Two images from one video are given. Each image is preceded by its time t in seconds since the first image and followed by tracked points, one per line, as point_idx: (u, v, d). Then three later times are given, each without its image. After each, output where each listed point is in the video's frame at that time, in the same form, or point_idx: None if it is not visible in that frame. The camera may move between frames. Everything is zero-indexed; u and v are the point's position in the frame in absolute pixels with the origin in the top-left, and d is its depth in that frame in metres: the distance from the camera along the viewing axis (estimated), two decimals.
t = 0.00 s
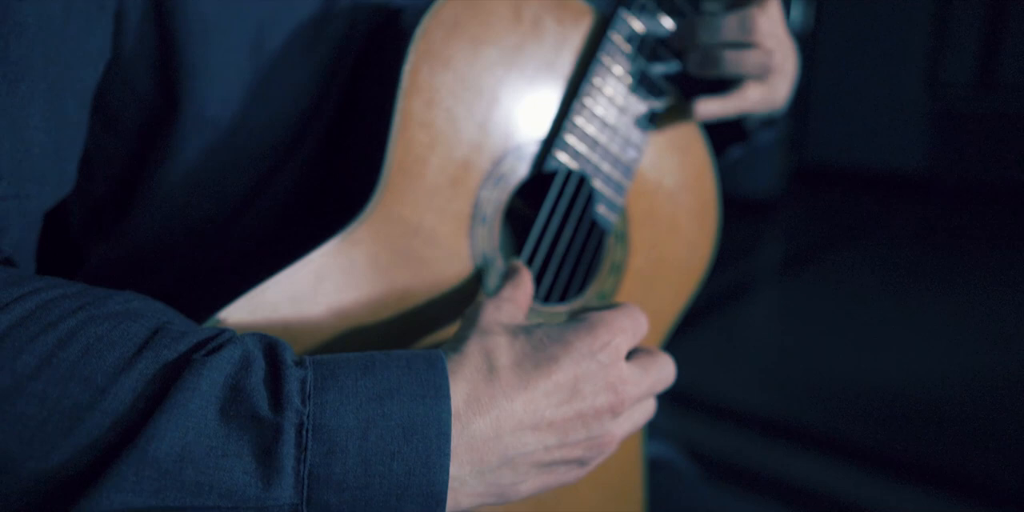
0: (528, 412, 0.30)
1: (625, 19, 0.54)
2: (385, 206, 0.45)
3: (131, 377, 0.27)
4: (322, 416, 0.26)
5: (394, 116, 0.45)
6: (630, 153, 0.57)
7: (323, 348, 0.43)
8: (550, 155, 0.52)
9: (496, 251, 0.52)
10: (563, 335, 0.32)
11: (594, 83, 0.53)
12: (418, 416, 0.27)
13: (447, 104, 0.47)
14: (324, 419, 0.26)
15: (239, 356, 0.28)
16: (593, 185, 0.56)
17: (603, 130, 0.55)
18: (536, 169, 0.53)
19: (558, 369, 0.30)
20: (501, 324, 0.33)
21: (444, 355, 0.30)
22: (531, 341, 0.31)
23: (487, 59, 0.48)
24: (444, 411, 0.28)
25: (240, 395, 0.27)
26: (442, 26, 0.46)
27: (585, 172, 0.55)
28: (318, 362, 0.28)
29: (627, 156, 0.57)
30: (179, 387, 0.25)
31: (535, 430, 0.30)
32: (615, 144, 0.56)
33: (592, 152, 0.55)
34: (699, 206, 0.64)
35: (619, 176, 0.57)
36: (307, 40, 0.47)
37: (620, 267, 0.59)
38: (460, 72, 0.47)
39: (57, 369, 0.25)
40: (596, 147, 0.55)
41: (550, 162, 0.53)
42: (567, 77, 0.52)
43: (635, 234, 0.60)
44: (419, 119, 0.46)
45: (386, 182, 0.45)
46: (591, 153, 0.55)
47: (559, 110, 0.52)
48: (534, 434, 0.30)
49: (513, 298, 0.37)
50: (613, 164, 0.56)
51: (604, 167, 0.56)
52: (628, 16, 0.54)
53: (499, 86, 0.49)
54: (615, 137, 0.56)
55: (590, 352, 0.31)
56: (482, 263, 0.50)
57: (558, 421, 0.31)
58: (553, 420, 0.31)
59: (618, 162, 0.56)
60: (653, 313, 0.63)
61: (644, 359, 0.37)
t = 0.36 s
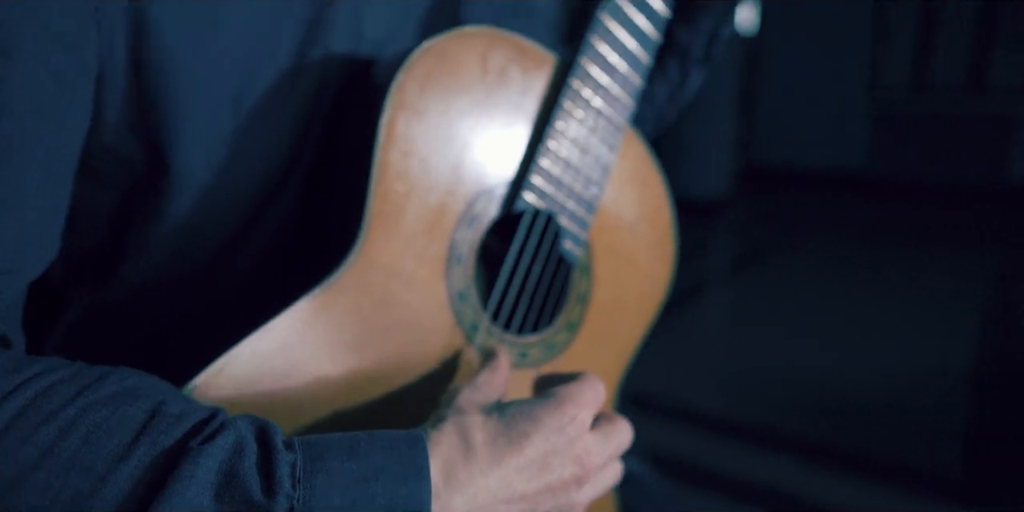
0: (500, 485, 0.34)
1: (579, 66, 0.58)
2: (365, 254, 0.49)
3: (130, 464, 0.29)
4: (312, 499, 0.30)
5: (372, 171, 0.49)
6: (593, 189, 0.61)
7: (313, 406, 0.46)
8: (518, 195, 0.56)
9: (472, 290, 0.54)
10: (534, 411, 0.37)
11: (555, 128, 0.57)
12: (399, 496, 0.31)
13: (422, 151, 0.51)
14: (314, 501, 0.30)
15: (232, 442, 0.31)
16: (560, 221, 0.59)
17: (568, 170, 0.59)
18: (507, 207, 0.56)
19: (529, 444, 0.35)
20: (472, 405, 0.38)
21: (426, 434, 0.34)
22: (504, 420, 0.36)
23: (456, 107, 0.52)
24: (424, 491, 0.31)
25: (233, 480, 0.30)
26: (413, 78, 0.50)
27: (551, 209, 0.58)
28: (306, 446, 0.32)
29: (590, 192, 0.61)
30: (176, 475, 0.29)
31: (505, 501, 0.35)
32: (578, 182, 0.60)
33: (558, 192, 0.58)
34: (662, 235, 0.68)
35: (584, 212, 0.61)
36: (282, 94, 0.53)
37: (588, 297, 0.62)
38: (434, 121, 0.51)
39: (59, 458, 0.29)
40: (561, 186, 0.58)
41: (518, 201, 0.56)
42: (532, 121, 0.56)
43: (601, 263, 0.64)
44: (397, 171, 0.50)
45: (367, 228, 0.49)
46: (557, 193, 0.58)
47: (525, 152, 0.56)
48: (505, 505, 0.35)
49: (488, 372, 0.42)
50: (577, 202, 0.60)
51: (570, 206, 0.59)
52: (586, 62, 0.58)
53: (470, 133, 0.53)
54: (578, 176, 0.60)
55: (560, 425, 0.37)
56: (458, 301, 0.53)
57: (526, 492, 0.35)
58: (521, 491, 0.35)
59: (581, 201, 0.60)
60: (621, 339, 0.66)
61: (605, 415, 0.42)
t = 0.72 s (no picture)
0: None
1: (509, 123, 0.67)
2: (328, 300, 0.55)
3: None
4: None
5: (328, 232, 0.56)
6: (529, 232, 0.69)
7: (285, 439, 0.52)
8: (461, 241, 0.63)
9: (423, 333, 0.61)
10: (479, 452, 0.45)
11: (491, 178, 0.65)
12: None
13: (371, 210, 0.58)
14: None
15: (208, 498, 0.36)
16: (501, 264, 0.66)
17: (505, 215, 0.66)
18: (451, 254, 0.63)
19: (479, 482, 0.43)
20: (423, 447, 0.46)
21: (385, 479, 0.42)
22: (451, 461, 0.44)
23: (401, 167, 0.60)
24: None
25: None
26: (361, 142, 0.58)
27: (491, 252, 0.65)
28: (277, 499, 0.38)
29: (526, 235, 0.69)
30: None
31: None
32: (515, 227, 0.67)
33: (498, 237, 0.66)
34: (595, 273, 0.75)
35: (523, 254, 0.68)
36: (238, 162, 0.62)
37: (530, 333, 0.69)
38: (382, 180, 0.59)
39: None
40: (501, 232, 0.66)
41: (461, 248, 0.63)
42: (469, 173, 0.65)
43: (540, 301, 0.70)
44: (349, 230, 0.57)
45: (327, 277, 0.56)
46: (497, 238, 0.66)
47: (465, 202, 0.64)
48: None
49: (440, 419, 0.50)
50: (516, 245, 0.67)
51: (510, 250, 0.67)
52: (515, 118, 0.68)
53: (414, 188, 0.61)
54: (515, 220, 0.67)
55: (503, 464, 0.45)
56: (411, 343, 0.60)
57: None
58: None
59: (520, 243, 0.67)
60: (563, 373, 0.72)
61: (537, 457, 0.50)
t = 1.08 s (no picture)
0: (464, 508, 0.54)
1: (488, 174, 0.73)
2: (335, 349, 0.60)
3: None
4: None
5: (330, 289, 0.60)
6: (509, 272, 0.75)
7: (302, 476, 0.58)
8: (450, 287, 0.69)
9: (418, 372, 0.67)
10: (485, 460, 0.57)
11: (474, 227, 0.71)
12: None
13: (368, 264, 0.63)
14: None
15: None
16: (486, 305, 0.72)
17: (487, 260, 0.72)
18: (442, 298, 0.69)
19: (485, 485, 0.55)
20: (440, 456, 0.57)
21: (411, 486, 0.53)
22: (463, 468, 0.56)
23: (394, 222, 0.65)
24: None
25: None
26: (357, 202, 0.63)
27: (477, 295, 0.72)
28: None
29: (507, 276, 0.75)
30: None
31: None
32: (496, 269, 0.73)
33: (481, 281, 0.72)
34: (567, 305, 0.82)
35: (504, 293, 0.74)
36: (238, 216, 0.67)
37: (514, 366, 0.75)
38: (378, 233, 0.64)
39: None
40: (483, 276, 0.72)
41: (450, 293, 0.69)
42: (455, 222, 0.70)
43: (522, 336, 0.77)
44: (350, 286, 0.61)
45: (334, 327, 0.60)
46: (481, 281, 0.72)
47: (452, 250, 0.70)
48: None
49: (449, 430, 0.60)
50: (498, 286, 0.74)
51: (492, 291, 0.73)
52: (492, 170, 0.74)
53: (408, 239, 0.66)
54: (496, 264, 0.73)
55: (506, 468, 0.57)
56: (408, 383, 0.65)
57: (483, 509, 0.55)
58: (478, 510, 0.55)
59: (501, 284, 0.73)
60: (545, 397, 0.80)
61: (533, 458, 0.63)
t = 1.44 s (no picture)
0: None
1: (487, 211, 0.77)
2: (354, 384, 0.64)
3: None
4: None
5: (348, 332, 0.64)
6: (510, 305, 0.80)
7: (344, 491, 0.63)
8: (457, 320, 0.73)
9: (429, 405, 0.71)
10: (508, 476, 0.63)
11: (477, 264, 0.76)
12: None
13: (379, 304, 0.67)
14: None
15: None
16: (491, 337, 0.77)
17: (489, 295, 0.77)
18: (448, 331, 0.73)
19: (509, 500, 0.62)
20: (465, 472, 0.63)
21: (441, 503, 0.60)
22: (488, 485, 0.62)
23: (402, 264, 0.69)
24: None
25: None
26: (369, 244, 0.67)
27: (481, 328, 0.76)
28: None
29: (508, 308, 0.79)
30: None
31: None
32: (498, 303, 0.78)
33: (485, 315, 0.76)
34: (562, 330, 0.88)
35: (506, 326, 0.79)
36: (250, 260, 0.69)
37: (516, 393, 0.80)
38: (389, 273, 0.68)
39: None
40: (486, 310, 0.76)
41: (458, 327, 0.73)
42: (460, 262, 0.74)
43: (521, 363, 0.82)
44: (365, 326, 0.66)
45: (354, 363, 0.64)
46: (485, 315, 0.76)
47: (457, 287, 0.74)
48: None
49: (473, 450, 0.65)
50: (500, 319, 0.78)
51: (495, 324, 0.77)
52: (491, 208, 0.78)
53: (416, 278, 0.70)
54: (497, 297, 0.78)
55: (527, 483, 0.63)
56: (421, 415, 0.69)
57: None
58: None
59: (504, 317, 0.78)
60: (547, 419, 0.85)
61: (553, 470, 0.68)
